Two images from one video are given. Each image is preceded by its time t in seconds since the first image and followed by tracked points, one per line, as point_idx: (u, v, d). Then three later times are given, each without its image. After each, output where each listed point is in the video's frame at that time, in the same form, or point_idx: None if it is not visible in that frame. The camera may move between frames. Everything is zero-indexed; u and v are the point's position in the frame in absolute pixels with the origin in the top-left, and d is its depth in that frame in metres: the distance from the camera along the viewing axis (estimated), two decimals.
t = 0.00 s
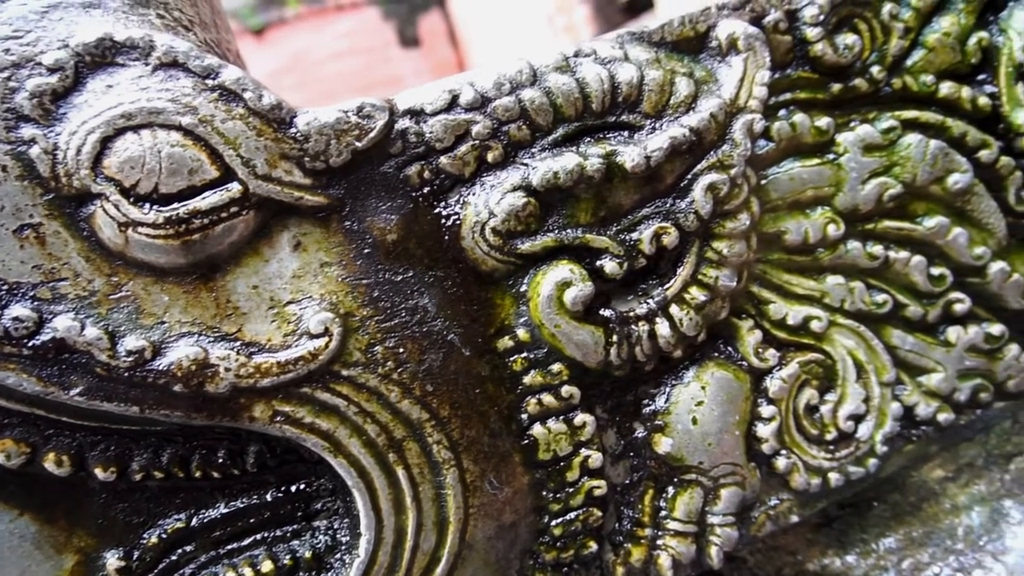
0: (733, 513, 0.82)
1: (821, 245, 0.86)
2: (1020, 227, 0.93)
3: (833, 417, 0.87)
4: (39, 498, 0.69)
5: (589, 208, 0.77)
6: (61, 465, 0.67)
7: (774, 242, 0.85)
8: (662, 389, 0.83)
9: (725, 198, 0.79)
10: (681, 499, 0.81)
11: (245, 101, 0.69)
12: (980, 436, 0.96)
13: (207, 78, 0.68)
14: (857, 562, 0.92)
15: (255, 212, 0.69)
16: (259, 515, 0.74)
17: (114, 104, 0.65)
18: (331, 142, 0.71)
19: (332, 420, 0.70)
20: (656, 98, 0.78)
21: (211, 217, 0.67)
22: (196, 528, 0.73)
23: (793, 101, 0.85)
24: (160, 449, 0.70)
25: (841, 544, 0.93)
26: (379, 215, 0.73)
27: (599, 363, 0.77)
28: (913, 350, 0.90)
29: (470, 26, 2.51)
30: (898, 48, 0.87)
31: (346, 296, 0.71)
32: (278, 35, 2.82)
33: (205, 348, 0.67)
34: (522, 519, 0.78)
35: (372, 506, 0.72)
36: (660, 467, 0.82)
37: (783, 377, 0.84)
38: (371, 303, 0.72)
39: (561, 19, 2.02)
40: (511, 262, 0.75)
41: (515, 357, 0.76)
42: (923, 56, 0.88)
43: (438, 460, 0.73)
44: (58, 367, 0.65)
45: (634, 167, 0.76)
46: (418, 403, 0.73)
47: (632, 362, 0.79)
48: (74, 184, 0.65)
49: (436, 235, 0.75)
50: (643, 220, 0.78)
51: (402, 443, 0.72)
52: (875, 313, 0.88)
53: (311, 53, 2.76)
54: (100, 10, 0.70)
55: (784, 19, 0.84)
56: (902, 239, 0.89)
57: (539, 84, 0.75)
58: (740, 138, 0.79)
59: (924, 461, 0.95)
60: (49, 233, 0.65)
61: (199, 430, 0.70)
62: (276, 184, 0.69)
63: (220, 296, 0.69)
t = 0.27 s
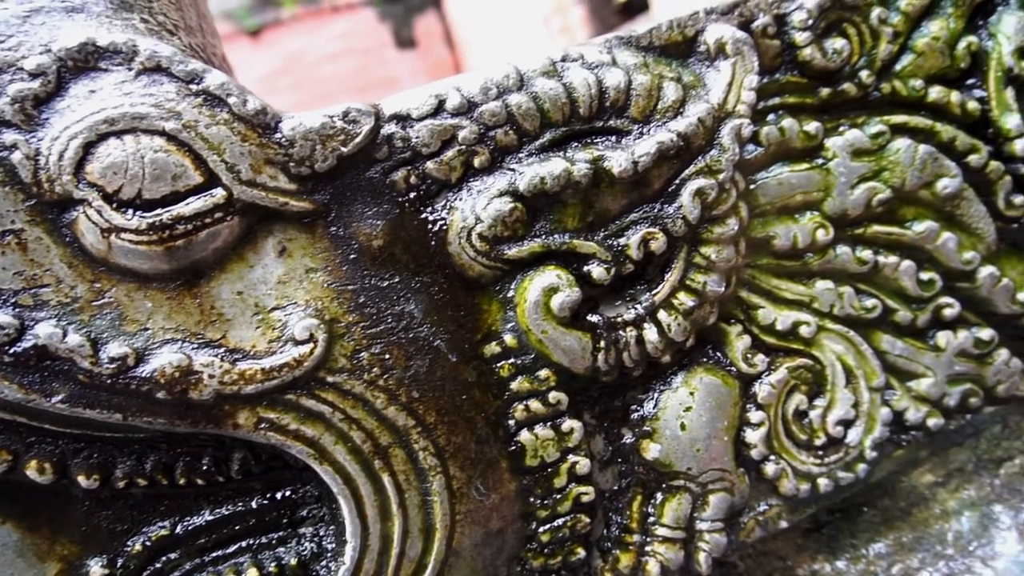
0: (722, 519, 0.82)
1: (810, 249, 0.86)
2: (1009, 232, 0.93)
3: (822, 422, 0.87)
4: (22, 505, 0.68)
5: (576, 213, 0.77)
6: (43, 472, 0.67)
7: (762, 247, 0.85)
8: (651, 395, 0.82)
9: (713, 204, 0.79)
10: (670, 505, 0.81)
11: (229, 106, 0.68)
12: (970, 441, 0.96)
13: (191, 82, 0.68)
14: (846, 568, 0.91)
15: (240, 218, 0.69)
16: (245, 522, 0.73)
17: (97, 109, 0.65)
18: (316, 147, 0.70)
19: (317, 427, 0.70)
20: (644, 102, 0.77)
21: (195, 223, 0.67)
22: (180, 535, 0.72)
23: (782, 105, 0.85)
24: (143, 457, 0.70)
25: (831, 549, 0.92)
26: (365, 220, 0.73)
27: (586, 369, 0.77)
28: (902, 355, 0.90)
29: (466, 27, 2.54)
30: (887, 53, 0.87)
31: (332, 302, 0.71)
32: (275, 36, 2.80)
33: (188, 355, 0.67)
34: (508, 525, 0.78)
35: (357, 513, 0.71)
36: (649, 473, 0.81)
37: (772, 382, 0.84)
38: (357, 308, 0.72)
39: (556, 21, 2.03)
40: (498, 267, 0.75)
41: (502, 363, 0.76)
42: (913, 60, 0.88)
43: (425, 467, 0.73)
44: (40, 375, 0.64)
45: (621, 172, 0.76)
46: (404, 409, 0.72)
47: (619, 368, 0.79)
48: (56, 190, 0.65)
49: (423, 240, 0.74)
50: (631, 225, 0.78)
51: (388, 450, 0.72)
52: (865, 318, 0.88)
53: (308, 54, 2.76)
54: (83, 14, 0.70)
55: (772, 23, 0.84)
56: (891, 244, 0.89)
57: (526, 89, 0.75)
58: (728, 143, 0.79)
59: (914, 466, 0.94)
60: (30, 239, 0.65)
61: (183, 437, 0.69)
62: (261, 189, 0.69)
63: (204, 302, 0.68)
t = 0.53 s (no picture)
0: (711, 525, 0.82)
1: (800, 254, 0.86)
2: (999, 236, 0.92)
3: (812, 427, 0.86)
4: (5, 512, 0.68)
5: (564, 218, 0.76)
6: (26, 479, 0.67)
7: (752, 251, 0.85)
8: (639, 400, 0.82)
9: (701, 208, 0.78)
10: (658, 510, 0.81)
11: (214, 111, 0.68)
12: (960, 446, 0.96)
13: (175, 87, 0.67)
14: (836, 573, 0.91)
15: (225, 223, 0.68)
16: (231, 529, 0.73)
17: (80, 114, 0.65)
18: (302, 152, 0.70)
19: (303, 433, 0.70)
20: (632, 107, 0.77)
21: (179, 229, 0.66)
22: (166, 543, 0.72)
23: (771, 109, 0.85)
24: (127, 464, 0.69)
25: (821, 554, 0.92)
26: (351, 225, 0.72)
27: (574, 374, 0.77)
28: (892, 359, 0.90)
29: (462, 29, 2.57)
30: (876, 57, 0.87)
31: (317, 307, 0.71)
32: (271, 37, 2.81)
33: (173, 361, 0.66)
34: (496, 531, 0.77)
35: (343, 519, 0.71)
36: (637, 478, 0.81)
37: (761, 387, 0.84)
38: (343, 314, 0.72)
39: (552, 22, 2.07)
40: (485, 272, 0.74)
41: (490, 368, 0.76)
42: (902, 64, 0.88)
43: (411, 473, 0.73)
44: (22, 382, 0.64)
45: (609, 177, 0.75)
46: (390, 415, 0.72)
47: (608, 373, 0.78)
48: (38, 195, 0.64)
49: (410, 245, 0.74)
50: (619, 230, 0.78)
51: (374, 456, 0.72)
52: (855, 322, 0.88)
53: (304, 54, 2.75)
54: (67, 19, 0.70)
55: (761, 27, 0.83)
56: (881, 248, 0.89)
57: (513, 93, 0.75)
58: (716, 147, 0.78)
59: (904, 470, 0.94)
60: (13, 246, 0.65)
61: (169, 444, 0.69)
62: (246, 195, 0.68)
63: (188, 308, 0.68)
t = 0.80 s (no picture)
0: (701, 530, 0.81)
1: (790, 258, 0.86)
2: (989, 240, 0.92)
3: (802, 432, 0.86)
4: None
5: (552, 222, 0.76)
6: (10, 486, 0.66)
7: (741, 255, 0.85)
8: (628, 405, 0.82)
9: (690, 213, 0.78)
10: (647, 515, 0.80)
11: (199, 116, 0.68)
12: (951, 450, 0.96)
13: (160, 92, 0.67)
14: None
15: (210, 228, 0.68)
16: (217, 536, 0.73)
17: (63, 119, 0.64)
18: (288, 157, 0.70)
19: (289, 439, 0.69)
20: (620, 111, 0.77)
21: (164, 234, 0.66)
22: (151, 549, 0.72)
23: (760, 113, 0.85)
24: (112, 470, 0.69)
25: (812, 559, 0.91)
26: (338, 230, 0.72)
27: (562, 379, 0.76)
28: (883, 363, 0.89)
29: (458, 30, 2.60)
30: (866, 60, 0.87)
31: (304, 313, 0.70)
32: (266, 39, 2.77)
33: (157, 367, 0.66)
34: (484, 537, 0.77)
35: (330, 526, 0.71)
36: (626, 483, 0.81)
37: (751, 392, 0.84)
38: (329, 319, 0.71)
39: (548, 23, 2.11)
40: (473, 277, 0.74)
41: (477, 374, 0.75)
42: (892, 67, 0.88)
43: (399, 479, 0.72)
44: (6, 388, 0.64)
45: (597, 181, 0.75)
46: (377, 421, 0.72)
47: (596, 378, 0.78)
48: (21, 201, 0.64)
49: (397, 250, 0.74)
50: (607, 234, 0.77)
51: (361, 462, 0.71)
52: (845, 326, 0.88)
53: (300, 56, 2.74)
54: (50, 23, 0.69)
55: (751, 31, 0.83)
56: (871, 252, 0.88)
57: (501, 97, 0.75)
58: (705, 151, 0.78)
59: (895, 474, 0.94)
60: None
61: (153, 450, 0.68)
62: (231, 200, 0.68)
63: (173, 314, 0.67)
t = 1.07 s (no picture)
0: (691, 535, 0.81)
1: (780, 262, 0.85)
2: (980, 243, 0.92)
3: (792, 436, 0.86)
4: None
5: (540, 227, 0.76)
6: None
7: (731, 259, 0.84)
8: (617, 410, 0.81)
9: (679, 217, 0.78)
10: (637, 521, 0.80)
11: (185, 120, 0.67)
12: (942, 454, 0.95)
13: (145, 96, 0.67)
14: None
15: (195, 233, 0.68)
16: (203, 542, 0.72)
17: (47, 123, 0.64)
18: (274, 161, 0.69)
19: (275, 445, 0.69)
20: (609, 115, 0.77)
21: (149, 239, 0.66)
22: (136, 556, 0.71)
23: (750, 117, 0.85)
24: (97, 476, 0.69)
25: (803, 563, 0.91)
26: (325, 235, 0.72)
27: (550, 384, 0.76)
28: (873, 367, 0.89)
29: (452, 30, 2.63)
30: (856, 64, 0.87)
31: (291, 318, 0.70)
32: (262, 40, 2.76)
33: (142, 373, 0.66)
34: (472, 542, 0.77)
35: (317, 532, 0.70)
36: (616, 488, 0.81)
37: (740, 397, 0.83)
38: (316, 324, 0.71)
39: (544, 25, 2.17)
40: (461, 281, 0.74)
41: (465, 379, 0.75)
42: (882, 71, 0.88)
43: (386, 485, 0.72)
44: None
45: (585, 186, 0.75)
46: (364, 427, 0.71)
47: (585, 383, 0.78)
48: (4, 206, 0.64)
49: (384, 254, 0.73)
50: (596, 239, 0.77)
51: (348, 468, 0.71)
52: (835, 330, 0.88)
53: (298, 57, 2.74)
54: (34, 26, 0.69)
55: (740, 34, 0.83)
56: (861, 256, 0.88)
57: (489, 101, 0.74)
58: (694, 155, 0.78)
59: (886, 478, 0.94)
60: None
61: (138, 456, 0.68)
62: (217, 205, 0.68)
63: (158, 319, 0.67)
